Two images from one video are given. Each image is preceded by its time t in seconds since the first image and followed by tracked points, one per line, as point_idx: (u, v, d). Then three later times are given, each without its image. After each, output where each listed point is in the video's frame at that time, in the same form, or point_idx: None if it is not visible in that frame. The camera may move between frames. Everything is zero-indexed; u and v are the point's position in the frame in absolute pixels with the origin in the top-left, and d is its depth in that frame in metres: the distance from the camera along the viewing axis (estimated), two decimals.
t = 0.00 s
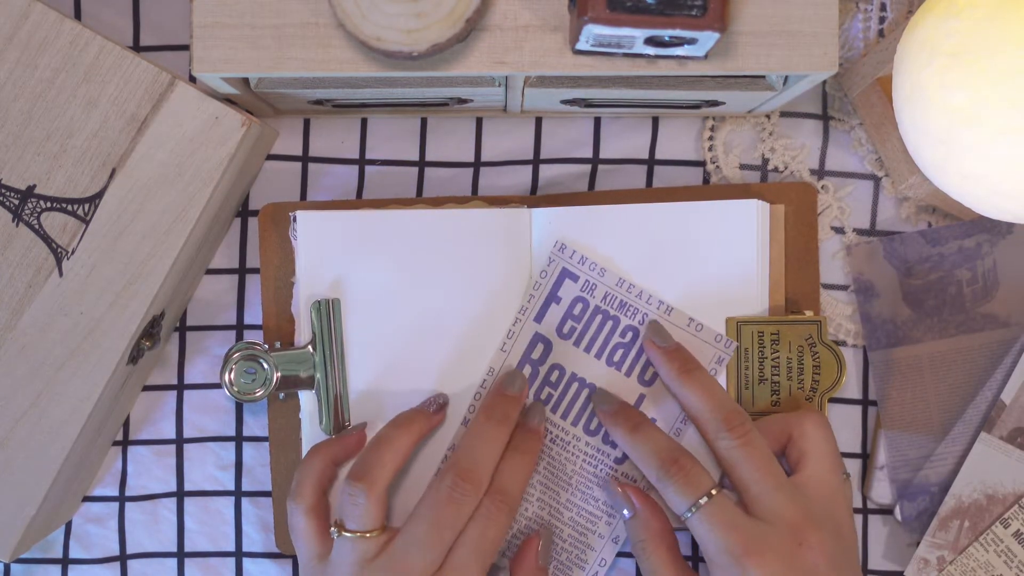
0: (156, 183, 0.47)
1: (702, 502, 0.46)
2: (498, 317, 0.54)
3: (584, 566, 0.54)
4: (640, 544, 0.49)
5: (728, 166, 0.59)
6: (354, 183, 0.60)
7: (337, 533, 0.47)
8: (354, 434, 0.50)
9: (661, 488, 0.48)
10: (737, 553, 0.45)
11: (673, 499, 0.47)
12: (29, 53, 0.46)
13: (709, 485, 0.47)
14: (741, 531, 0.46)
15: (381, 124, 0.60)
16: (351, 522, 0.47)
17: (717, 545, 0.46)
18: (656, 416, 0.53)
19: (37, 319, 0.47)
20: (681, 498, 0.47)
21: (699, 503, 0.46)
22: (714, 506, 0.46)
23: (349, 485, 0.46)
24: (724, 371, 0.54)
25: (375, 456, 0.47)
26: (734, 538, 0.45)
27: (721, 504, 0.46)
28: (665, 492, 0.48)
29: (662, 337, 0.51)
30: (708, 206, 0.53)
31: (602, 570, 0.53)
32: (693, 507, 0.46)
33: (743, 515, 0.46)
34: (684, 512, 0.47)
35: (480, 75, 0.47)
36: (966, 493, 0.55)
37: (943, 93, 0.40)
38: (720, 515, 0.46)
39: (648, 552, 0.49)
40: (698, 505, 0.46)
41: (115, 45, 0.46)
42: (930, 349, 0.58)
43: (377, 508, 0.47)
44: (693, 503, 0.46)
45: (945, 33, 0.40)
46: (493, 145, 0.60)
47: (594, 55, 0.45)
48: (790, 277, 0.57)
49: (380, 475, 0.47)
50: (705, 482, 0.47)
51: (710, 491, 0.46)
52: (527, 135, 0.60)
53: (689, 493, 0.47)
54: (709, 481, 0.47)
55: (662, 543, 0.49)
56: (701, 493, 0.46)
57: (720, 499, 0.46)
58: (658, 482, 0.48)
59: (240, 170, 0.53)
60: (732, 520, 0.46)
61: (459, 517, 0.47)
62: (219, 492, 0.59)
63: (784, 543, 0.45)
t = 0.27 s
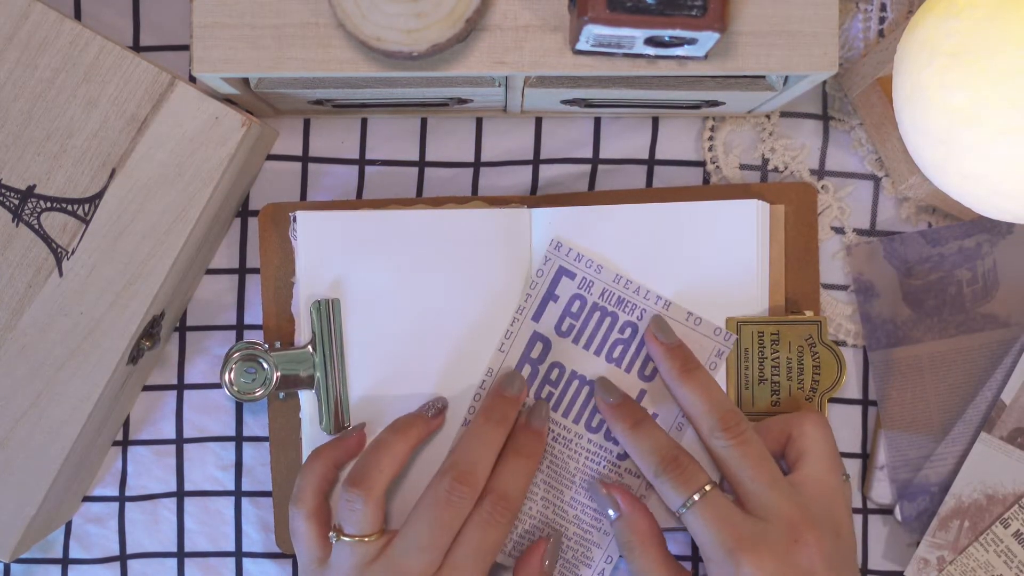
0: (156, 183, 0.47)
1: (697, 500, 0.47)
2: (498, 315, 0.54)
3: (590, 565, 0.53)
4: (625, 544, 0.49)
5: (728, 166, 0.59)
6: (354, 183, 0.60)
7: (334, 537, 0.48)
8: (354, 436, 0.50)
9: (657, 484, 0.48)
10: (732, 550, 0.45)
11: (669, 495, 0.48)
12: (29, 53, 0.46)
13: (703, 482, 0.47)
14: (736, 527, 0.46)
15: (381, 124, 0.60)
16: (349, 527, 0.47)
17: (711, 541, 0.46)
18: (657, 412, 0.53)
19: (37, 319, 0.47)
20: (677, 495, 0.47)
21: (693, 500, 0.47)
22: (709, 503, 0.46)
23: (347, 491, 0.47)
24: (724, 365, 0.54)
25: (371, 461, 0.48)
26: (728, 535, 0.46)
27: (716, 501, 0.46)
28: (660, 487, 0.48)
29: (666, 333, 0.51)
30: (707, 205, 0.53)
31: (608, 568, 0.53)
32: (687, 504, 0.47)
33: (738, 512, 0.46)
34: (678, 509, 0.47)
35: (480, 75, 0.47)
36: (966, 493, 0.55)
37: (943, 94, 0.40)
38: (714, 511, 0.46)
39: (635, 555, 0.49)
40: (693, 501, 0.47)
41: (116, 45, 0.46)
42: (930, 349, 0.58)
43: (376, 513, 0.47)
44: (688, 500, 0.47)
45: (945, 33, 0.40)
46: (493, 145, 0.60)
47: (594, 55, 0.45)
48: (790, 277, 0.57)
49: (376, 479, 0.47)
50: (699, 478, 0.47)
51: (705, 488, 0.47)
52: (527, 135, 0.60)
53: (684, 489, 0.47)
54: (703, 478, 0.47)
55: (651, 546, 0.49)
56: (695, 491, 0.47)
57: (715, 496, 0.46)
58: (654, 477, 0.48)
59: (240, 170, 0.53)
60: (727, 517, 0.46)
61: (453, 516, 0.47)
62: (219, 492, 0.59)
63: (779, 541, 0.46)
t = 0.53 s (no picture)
0: (155, 183, 0.47)
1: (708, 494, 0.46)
2: (497, 315, 0.54)
3: (595, 569, 0.53)
4: (621, 547, 0.49)
5: (728, 166, 0.59)
6: (354, 183, 0.60)
7: (325, 530, 0.48)
8: (352, 435, 0.50)
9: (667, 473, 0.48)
10: (734, 548, 0.45)
11: (679, 484, 0.47)
12: (29, 53, 0.46)
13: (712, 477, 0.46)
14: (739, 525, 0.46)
15: (381, 124, 0.60)
16: (337, 518, 0.47)
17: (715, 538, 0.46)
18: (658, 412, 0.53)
19: (37, 319, 0.47)
20: (687, 485, 0.47)
21: (704, 493, 0.46)
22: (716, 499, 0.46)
23: (336, 483, 0.47)
24: (723, 365, 0.54)
25: (361, 455, 0.47)
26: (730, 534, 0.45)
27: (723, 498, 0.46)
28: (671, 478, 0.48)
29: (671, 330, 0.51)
30: (706, 205, 0.53)
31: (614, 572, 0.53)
32: (697, 496, 0.46)
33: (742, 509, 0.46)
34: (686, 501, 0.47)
35: (480, 75, 0.47)
36: (966, 493, 0.55)
37: (943, 94, 0.40)
38: (721, 508, 0.46)
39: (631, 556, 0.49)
40: (700, 494, 0.46)
41: (115, 45, 0.46)
42: (930, 349, 0.58)
43: (363, 504, 0.47)
44: (700, 491, 0.46)
45: (945, 33, 0.40)
46: (493, 145, 0.60)
47: (594, 55, 0.45)
48: (790, 277, 0.57)
49: (365, 473, 0.47)
50: (709, 473, 0.47)
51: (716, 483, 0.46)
52: (527, 135, 0.60)
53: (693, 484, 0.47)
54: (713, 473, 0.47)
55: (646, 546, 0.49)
56: (707, 484, 0.46)
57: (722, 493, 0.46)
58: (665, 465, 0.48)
59: (240, 170, 0.53)
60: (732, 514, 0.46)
61: (445, 514, 0.46)
62: (219, 492, 0.59)
63: (778, 541, 0.46)
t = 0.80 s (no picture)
0: (155, 183, 0.47)
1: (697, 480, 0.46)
2: (497, 315, 0.54)
3: (601, 565, 0.53)
4: (617, 533, 0.49)
5: (728, 165, 0.59)
6: (354, 183, 0.60)
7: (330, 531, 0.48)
8: (353, 435, 0.50)
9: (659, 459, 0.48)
10: (721, 535, 0.45)
11: (670, 470, 0.47)
12: (29, 54, 0.46)
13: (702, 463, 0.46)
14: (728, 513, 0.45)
15: (381, 124, 0.60)
16: (345, 520, 0.47)
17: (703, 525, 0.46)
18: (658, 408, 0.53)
19: (37, 319, 0.47)
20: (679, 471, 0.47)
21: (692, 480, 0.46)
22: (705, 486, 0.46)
23: (342, 484, 0.47)
24: (723, 354, 0.53)
25: (366, 455, 0.48)
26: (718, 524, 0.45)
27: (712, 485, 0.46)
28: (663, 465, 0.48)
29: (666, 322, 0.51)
30: (706, 205, 0.53)
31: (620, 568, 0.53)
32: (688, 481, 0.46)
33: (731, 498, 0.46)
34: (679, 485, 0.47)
35: (480, 75, 0.47)
36: (966, 493, 0.55)
37: (943, 94, 0.40)
38: (710, 496, 0.46)
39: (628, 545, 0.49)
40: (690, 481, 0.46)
41: (115, 45, 0.46)
42: (930, 349, 0.58)
43: (370, 505, 0.47)
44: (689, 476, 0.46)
45: (944, 33, 0.40)
46: (493, 146, 0.60)
47: (594, 55, 0.45)
48: (790, 277, 0.57)
49: (371, 474, 0.47)
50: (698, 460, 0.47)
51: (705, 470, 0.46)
52: (527, 135, 0.60)
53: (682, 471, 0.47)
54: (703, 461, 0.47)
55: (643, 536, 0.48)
56: (696, 470, 0.46)
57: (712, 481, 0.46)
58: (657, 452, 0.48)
59: (240, 170, 0.53)
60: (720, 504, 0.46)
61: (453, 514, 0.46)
62: (219, 492, 0.59)
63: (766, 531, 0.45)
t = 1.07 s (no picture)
0: (155, 184, 0.47)
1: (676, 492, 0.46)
2: (497, 315, 0.54)
3: (601, 565, 0.53)
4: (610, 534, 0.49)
5: (728, 166, 0.59)
6: (354, 183, 0.60)
7: (348, 532, 0.47)
8: (357, 443, 0.51)
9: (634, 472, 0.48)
10: (708, 539, 0.46)
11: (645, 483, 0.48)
12: (29, 54, 0.46)
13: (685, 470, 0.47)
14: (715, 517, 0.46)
15: (381, 124, 0.60)
16: (365, 517, 0.47)
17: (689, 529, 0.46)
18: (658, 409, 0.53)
19: (37, 319, 0.47)
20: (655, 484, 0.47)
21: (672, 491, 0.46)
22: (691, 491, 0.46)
23: (359, 479, 0.47)
24: (723, 356, 0.53)
25: (383, 448, 0.48)
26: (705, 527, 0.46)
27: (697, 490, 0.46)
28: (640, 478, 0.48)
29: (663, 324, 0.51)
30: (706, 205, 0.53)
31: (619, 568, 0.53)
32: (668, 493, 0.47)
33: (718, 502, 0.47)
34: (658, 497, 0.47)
35: (481, 75, 0.47)
36: (966, 493, 0.55)
37: (943, 94, 0.40)
38: (694, 501, 0.46)
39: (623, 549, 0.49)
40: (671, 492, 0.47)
41: (115, 45, 0.46)
42: (930, 349, 0.58)
43: (388, 501, 0.47)
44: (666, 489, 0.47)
45: (944, 33, 0.40)
46: (494, 146, 0.60)
47: (594, 55, 0.45)
48: (790, 277, 0.57)
49: (388, 467, 0.47)
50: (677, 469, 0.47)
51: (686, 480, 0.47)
52: (527, 135, 0.60)
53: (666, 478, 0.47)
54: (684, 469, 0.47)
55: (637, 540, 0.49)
56: (675, 480, 0.47)
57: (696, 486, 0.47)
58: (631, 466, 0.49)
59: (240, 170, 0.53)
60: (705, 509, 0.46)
61: (470, 502, 0.46)
62: (219, 492, 0.59)
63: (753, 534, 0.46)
